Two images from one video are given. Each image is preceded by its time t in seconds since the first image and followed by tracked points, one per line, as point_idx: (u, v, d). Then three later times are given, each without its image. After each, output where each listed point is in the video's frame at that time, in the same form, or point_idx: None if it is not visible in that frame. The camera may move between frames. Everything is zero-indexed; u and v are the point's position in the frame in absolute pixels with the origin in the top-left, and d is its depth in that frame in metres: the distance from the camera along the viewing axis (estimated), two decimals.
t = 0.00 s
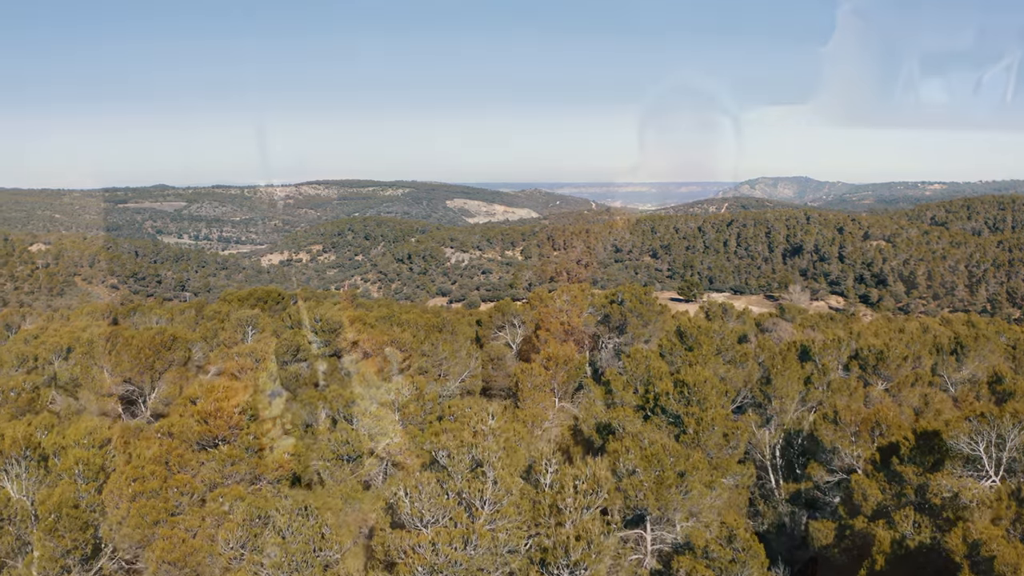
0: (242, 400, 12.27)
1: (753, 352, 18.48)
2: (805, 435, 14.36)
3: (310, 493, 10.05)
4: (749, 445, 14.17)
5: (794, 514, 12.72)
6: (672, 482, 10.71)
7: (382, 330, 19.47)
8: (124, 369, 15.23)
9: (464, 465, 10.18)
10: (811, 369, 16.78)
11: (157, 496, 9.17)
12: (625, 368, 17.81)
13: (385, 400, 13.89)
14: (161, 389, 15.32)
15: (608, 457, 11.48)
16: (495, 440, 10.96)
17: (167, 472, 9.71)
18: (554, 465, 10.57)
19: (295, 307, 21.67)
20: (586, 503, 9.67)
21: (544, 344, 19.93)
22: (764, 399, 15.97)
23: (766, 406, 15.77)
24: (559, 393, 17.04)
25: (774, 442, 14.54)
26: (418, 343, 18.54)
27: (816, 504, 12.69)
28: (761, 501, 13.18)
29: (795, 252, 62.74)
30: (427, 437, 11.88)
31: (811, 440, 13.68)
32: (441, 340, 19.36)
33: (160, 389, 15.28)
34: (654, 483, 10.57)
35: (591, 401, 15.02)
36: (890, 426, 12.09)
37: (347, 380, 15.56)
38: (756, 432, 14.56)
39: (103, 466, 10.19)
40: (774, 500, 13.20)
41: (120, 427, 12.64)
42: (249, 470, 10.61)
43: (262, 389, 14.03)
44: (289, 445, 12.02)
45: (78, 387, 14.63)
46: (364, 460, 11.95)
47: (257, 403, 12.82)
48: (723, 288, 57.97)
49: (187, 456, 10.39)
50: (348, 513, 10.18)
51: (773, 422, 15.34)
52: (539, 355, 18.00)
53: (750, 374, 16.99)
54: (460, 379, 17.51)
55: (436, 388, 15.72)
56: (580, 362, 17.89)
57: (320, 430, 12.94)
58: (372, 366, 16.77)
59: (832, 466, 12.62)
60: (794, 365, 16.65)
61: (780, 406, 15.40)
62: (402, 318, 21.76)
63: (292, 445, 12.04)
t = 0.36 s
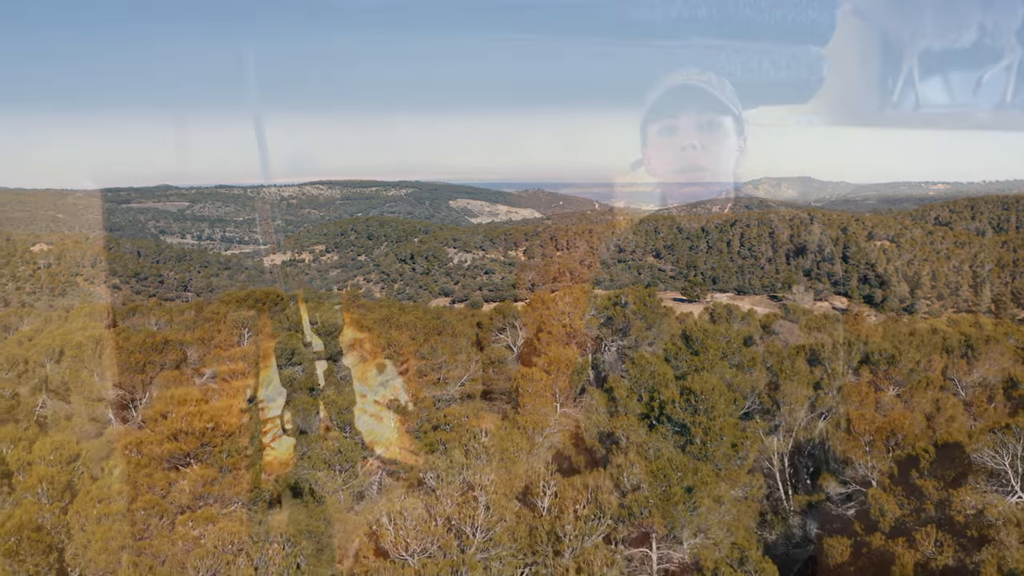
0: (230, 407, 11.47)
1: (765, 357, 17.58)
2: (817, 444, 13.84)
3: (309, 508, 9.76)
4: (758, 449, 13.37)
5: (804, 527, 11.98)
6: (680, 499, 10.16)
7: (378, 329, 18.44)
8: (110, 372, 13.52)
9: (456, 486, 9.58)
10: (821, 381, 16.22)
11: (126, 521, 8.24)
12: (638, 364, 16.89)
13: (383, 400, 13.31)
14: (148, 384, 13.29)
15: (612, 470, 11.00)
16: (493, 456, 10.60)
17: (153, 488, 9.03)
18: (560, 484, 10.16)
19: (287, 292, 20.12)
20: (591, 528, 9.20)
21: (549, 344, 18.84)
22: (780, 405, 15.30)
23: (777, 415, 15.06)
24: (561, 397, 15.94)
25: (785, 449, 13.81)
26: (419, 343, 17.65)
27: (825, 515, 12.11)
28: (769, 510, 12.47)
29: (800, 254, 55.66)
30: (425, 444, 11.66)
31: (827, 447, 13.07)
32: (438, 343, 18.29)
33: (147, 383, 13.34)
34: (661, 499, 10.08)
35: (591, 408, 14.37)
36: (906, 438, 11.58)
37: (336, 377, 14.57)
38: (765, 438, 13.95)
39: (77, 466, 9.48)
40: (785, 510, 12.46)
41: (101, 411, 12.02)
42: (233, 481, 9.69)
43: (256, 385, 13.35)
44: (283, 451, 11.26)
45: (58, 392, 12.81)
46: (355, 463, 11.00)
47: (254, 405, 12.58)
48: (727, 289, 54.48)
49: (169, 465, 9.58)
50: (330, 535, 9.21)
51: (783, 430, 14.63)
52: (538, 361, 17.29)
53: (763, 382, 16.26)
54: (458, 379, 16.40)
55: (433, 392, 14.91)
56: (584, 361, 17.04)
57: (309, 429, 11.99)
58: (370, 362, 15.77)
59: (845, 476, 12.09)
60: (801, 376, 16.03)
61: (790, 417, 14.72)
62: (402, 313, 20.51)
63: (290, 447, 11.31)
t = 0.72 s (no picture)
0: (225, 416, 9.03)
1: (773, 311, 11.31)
2: (780, 337, 10.98)
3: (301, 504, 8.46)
4: (745, 465, 9.88)
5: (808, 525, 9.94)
6: (688, 517, 9.24)
7: (363, 328, 10.79)
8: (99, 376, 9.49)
9: (444, 517, 8.59)
10: (837, 349, 10.78)
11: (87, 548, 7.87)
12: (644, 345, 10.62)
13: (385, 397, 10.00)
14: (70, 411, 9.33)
15: (614, 483, 9.17)
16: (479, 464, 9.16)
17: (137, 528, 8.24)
18: (572, 480, 9.18)
19: (222, 284, 12.08)
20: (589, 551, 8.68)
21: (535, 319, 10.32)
22: (786, 335, 10.99)
23: (782, 419, 10.25)
24: (561, 403, 9.67)
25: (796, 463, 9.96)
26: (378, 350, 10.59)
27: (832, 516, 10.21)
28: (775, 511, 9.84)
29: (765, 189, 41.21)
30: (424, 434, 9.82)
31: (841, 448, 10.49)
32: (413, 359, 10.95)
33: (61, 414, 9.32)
34: (666, 518, 9.15)
35: (599, 427, 9.60)
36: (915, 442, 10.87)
37: (323, 384, 9.08)
38: (773, 444, 9.99)
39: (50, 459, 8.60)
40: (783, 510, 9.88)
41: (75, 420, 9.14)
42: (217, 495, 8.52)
43: (248, 391, 9.37)
44: (278, 455, 8.94)
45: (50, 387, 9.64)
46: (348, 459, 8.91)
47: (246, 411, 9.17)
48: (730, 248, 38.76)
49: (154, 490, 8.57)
50: (317, 559, 8.16)
51: (787, 335, 10.96)
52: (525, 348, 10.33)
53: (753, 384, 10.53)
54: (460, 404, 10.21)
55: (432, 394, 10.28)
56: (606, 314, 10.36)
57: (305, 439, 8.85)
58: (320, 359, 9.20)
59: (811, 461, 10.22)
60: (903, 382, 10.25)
61: (808, 415, 10.24)
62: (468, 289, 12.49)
63: (292, 447, 8.96)
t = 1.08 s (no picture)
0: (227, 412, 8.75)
1: (770, 310, 6.84)
2: (776, 344, 6.84)
3: (313, 496, 7.28)
4: (742, 472, 6.97)
5: (811, 529, 7.39)
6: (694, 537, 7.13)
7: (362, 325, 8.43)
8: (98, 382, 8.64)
9: (428, 552, 7.97)
10: (841, 350, 7.04)
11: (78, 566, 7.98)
12: (653, 347, 7.03)
13: (384, 397, 8.02)
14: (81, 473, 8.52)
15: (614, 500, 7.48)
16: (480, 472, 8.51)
17: (139, 540, 8.36)
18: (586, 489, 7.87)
19: (225, 285, 10.04)
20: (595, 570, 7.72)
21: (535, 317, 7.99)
22: (768, 343, 6.84)
23: (780, 419, 6.89)
24: (563, 407, 7.89)
25: (790, 470, 6.99)
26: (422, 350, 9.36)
27: (827, 514, 7.87)
28: (747, 502, 7.04)
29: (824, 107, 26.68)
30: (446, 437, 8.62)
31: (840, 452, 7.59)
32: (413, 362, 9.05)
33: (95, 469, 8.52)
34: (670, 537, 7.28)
35: (603, 442, 7.48)
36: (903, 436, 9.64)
37: (324, 385, 7.25)
38: (769, 438, 6.89)
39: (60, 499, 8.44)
40: (732, 505, 7.03)
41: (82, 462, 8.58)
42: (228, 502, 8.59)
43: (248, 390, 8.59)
44: (280, 459, 7.75)
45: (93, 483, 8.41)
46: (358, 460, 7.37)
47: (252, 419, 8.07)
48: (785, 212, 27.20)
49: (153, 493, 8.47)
50: None
51: (765, 343, 6.84)
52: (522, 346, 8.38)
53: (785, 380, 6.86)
54: (484, 410, 8.98)
55: (431, 396, 8.87)
56: (606, 313, 7.19)
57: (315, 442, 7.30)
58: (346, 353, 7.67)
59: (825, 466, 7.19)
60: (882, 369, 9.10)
61: (815, 416, 6.89)
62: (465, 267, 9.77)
63: (291, 448, 7.69)
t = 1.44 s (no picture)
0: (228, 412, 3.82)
1: (767, 298, 3.96)
2: (768, 348, 3.86)
3: (313, 511, 4.09)
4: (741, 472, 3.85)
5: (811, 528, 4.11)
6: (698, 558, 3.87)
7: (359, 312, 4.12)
8: (95, 275, 3.69)
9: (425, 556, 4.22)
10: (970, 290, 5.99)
11: None
12: (652, 347, 3.85)
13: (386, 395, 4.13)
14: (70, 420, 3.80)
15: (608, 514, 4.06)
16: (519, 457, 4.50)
17: (143, 540, 3.88)
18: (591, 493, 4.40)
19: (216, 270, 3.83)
20: (600, 565, 4.06)
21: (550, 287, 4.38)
22: (759, 343, 3.87)
23: (779, 417, 3.89)
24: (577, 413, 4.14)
25: (787, 476, 3.91)
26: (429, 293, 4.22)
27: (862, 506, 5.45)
28: (740, 519, 3.86)
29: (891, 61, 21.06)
30: (443, 439, 4.27)
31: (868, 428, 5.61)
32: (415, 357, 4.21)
33: (20, 400, 3.77)
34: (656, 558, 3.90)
35: (602, 440, 4.04)
36: None
37: (324, 388, 4.01)
38: (771, 437, 3.87)
39: (14, 482, 3.83)
40: (710, 519, 3.83)
41: (45, 436, 3.83)
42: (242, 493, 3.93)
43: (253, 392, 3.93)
44: (283, 461, 4.02)
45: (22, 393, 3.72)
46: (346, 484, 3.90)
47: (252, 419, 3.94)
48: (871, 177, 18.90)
49: (151, 494, 3.81)
50: None
51: (757, 329, 3.90)
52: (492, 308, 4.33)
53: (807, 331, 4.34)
54: (482, 404, 4.30)
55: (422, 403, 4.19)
56: (610, 316, 4.07)
57: (315, 453, 4.04)
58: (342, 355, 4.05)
59: (823, 470, 4.18)
60: (991, 359, 6.04)
61: (810, 406, 3.95)
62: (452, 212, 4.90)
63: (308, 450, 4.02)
